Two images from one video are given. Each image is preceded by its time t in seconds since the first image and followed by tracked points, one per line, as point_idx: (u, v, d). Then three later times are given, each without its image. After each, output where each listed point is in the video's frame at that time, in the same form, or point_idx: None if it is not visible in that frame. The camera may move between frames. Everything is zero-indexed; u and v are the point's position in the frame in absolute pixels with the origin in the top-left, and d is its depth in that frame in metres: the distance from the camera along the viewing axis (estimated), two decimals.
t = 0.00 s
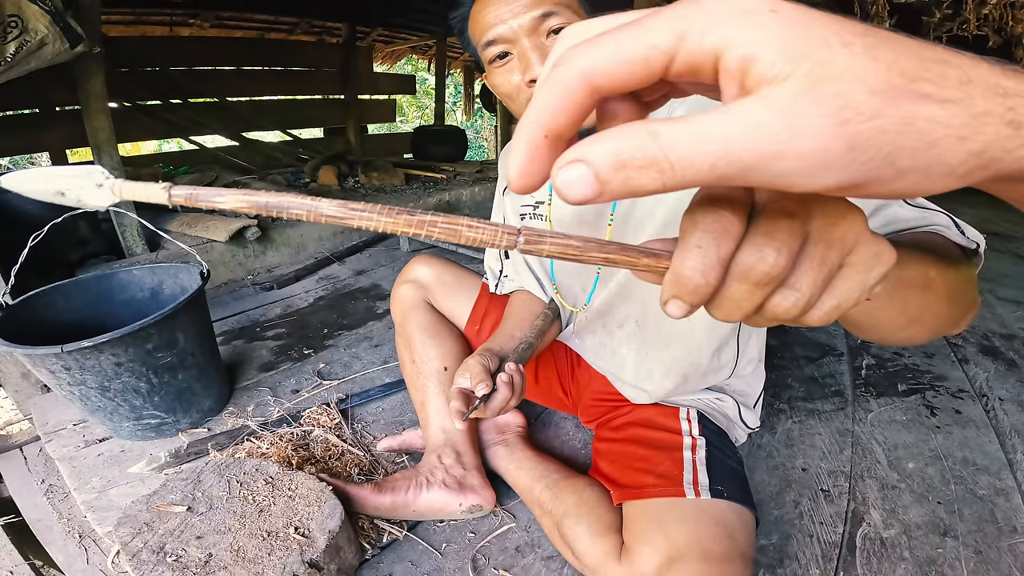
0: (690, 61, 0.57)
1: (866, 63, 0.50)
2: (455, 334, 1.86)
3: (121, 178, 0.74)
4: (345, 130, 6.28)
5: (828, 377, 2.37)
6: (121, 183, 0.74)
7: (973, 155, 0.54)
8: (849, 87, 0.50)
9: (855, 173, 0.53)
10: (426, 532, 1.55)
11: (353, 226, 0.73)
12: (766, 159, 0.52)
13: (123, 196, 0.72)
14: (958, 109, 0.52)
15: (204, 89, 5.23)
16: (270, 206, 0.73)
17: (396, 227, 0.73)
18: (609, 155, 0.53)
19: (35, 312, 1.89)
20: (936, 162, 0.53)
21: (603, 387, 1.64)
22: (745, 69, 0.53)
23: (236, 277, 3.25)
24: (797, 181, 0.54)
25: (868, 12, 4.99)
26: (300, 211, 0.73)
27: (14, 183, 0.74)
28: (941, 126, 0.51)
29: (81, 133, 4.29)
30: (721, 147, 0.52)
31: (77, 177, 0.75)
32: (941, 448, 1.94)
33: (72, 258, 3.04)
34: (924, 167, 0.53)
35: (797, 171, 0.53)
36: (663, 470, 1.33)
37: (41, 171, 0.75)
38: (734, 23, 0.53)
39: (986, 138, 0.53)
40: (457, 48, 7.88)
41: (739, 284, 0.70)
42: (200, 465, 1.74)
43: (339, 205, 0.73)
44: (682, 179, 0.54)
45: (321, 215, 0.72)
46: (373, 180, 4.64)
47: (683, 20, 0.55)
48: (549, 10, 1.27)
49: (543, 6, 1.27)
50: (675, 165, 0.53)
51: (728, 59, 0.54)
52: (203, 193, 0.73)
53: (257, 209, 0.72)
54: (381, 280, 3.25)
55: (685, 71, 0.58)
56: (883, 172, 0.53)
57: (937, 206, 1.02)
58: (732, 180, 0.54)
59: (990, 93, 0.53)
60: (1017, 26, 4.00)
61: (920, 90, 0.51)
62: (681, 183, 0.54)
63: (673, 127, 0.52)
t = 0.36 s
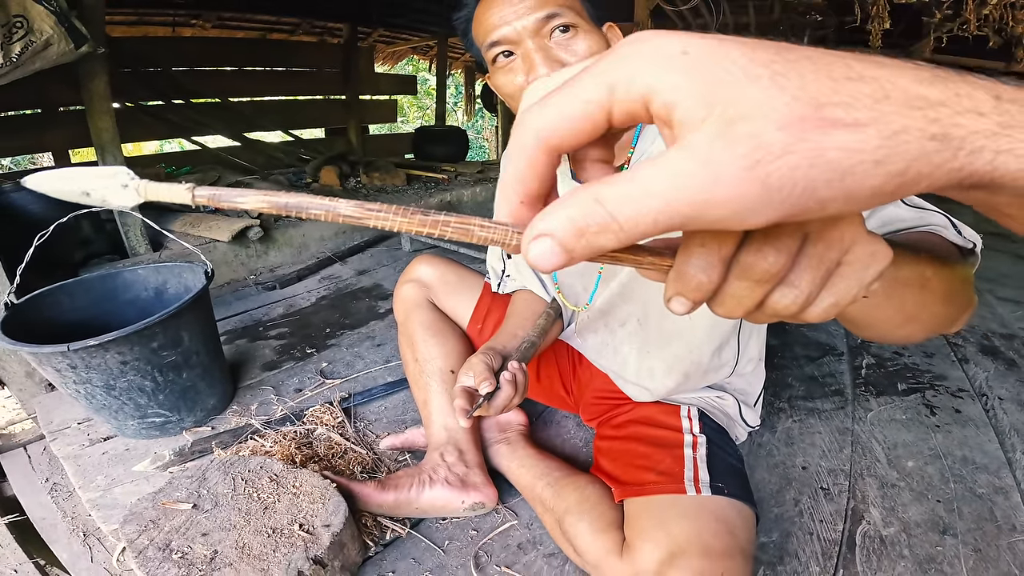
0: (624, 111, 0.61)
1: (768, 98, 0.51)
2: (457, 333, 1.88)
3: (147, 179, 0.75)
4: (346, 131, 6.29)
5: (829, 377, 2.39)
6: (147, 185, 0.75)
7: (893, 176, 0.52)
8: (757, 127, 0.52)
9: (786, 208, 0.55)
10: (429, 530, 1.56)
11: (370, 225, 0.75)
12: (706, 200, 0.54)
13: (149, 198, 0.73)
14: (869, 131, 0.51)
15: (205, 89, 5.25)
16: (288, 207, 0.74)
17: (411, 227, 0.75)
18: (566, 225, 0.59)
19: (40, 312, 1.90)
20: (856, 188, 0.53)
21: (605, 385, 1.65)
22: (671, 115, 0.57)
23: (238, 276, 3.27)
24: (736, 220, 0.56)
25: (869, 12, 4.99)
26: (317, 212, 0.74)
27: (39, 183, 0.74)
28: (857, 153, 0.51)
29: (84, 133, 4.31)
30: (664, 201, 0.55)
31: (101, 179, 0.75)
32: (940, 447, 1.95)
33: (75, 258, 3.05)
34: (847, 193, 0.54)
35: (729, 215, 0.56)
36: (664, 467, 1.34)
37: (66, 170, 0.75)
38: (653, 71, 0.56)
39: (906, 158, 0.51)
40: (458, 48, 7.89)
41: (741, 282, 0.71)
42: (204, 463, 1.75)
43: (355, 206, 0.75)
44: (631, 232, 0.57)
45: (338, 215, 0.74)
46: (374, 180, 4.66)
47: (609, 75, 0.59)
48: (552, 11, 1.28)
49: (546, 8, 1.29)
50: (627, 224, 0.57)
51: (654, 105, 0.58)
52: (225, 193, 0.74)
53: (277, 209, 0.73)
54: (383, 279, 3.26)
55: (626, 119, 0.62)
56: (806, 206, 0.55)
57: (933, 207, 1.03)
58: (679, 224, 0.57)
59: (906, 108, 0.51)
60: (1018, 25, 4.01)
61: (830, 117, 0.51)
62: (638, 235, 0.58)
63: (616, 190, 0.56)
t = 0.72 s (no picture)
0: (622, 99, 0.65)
1: (755, 60, 0.56)
2: (459, 333, 1.89)
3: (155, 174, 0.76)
4: (347, 131, 6.30)
5: (828, 376, 2.39)
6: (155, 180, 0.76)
7: (895, 125, 0.55)
8: (747, 84, 0.56)
9: (787, 156, 0.58)
10: (430, 528, 1.57)
11: (379, 222, 0.76)
12: (695, 158, 0.57)
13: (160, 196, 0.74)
14: (856, 86, 0.56)
15: (206, 89, 5.26)
16: (297, 203, 0.75)
17: (418, 224, 0.76)
18: (571, 178, 0.61)
19: (44, 311, 1.91)
20: (862, 136, 0.56)
21: (606, 383, 1.66)
22: (668, 90, 0.61)
23: (240, 276, 3.28)
24: (733, 174, 0.59)
25: (870, 13, 4.99)
26: (327, 208, 0.75)
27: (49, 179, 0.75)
28: (851, 103, 0.55)
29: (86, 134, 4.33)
30: (658, 161, 0.58)
31: (110, 175, 0.76)
32: (940, 446, 1.96)
33: (78, 257, 3.07)
34: (854, 139, 0.56)
35: (726, 164, 0.58)
36: (664, 465, 1.35)
37: (74, 167, 0.76)
38: (643, 58, 0.61)
39: (902, 108, 0.55)
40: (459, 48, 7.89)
41: (742, 279, 0.72)
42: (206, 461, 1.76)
43: (364, 202, 0.76)
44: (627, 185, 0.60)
45: (347, 211, 0.75)
46: (375, 181, 4.67)
47: (605, 67, 0.64)
48: (553, 13, 1.30)
49: (548, 9, 1.30)
50: (624, 182, 0.60)
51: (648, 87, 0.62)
52: (235, 190, 0.75)
53: (286, 206, 0.74)
54: (384, 279, 3.27)
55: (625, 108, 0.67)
56: (809, 156, 0.57)
57: (931, 207, 1.05)
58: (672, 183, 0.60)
59: (890, 67, 0.57)
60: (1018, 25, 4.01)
61: (816, 74, 0.56)
62: (633, 197, 0.61)
63: (615, 148, 0.59)
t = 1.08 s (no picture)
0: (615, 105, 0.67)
1: (737, 54, 0.57)
2: (464, 333, 1.89)
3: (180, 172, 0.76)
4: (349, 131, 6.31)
5: (832, 376, 2.39)
6: (179, 178, 0.76)
7: (877, 115, 0.55)
8: (726, 74, 0.57)
9: (765, 147, 0.58)
10: (436, 528, 1.58)
11: (402, 220, 0.76)
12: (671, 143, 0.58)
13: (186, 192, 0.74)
14: (836, 77, 0.56)
15: (208, 89, 5.27)
16: (321, 201, 0.75)
17: (443, 222, 0.76)
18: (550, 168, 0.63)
19: (49, 311, 1.92)
20: (841, 126, 0.56)
21: (612, 383, 1.66)
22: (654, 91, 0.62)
23: (243, 276, 3.28)
24: (712, 163, 0.59)
25: (870, 13, 4.99)
26: (351, 206, 0.75)
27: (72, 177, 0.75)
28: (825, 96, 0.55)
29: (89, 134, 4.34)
30: (631, 150, 0.59)
31: (133, 174, 0.77)
32: (944, 445, 1.96)
33: (81, 258, 3.07)
34: (831, 131, 0.56)
35: (702, 149, 0.58)
36: (671, 464, 1.35)
37: (100, 165, 0.76)
38: (629, 65, 0.62)
39: (880, 101, 0.55)
40: (460, 48, 7.89)
41: (759, 279, 0.72)
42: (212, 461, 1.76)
43: (388, 200, 0.76)
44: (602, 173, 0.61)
45: (372, 210, 0.75)
46: (377, 181, 4.67)
47: (598, 76, 0.66)
48: (562, 13, 1.30)
49: (556, 10, 1.31)
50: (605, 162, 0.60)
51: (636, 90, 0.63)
52: (261, 188, 0.76)
53: (312, 205, 0.74)
54: (387, 279, 3.27)
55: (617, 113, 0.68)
56: (788, 144, 0.57)
57: (937, 207, 1.04)
58: (648, 172, 0.61)
59: (870, 62, 0.57)
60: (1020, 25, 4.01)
61: (796, 68, 0.57)
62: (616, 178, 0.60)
63: (591, 137, 0.61)
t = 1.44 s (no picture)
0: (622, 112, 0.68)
1: (739, 62, 0.59)
2: (465, 333, 1.89)
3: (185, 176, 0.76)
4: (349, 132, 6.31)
5: (832, 376, 2.39)
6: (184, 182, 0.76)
7: (885, 110, 0.57)
8: (731, 83, 0.58)
9: (783, 151, 0.59)
10: (436, 528, 1.57)
11: (407, 223, 0.76)
12: (689, 160, 0.59)
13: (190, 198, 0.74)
14: (842, 76, 0.57)
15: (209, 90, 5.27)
16: (328, 204, 0.76)
17: (447, 225, 0.76)
18: (574, 196, 0.61)
19: (50, 311, 1.92)
20: (854, 125, 0.57)
21: (613, 383, 1.66)
22: (658, 99, 0.63)
23: (244, 277, 3.28)
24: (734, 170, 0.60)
25: (870, 13, 4.99)
26: (356, 209, 0.76)
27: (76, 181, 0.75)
28: (840, 93, 0.57)
29: (89, 134, 4.34)
30: (655, 166, 0.59)
31: (138, 178, 0.77)
32: (945, 445, 1.95)
33: (82, 258, 3.07)
34: (843, 129, 0.58)
35: (725, 160, 0.59)
36: (672, 464, 1.35)
37: (104, 169, 0.76)
38: (633, 70, 0.63)
39: (888, 96, 0.57)
40: (460, 49, 7.89)
41: (764, 279, 0.72)
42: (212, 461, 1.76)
43: (392, 203, 0.76)
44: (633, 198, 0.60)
45: (377, 213, 0.75)
46: (378, 181, 4.67)
47: (602, 81, 0.68)
48: (562, 13, 1.30)
49: (557, 10, 1.31)
50: (626, 191, 0.60)
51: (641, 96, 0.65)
52: (266, 191, 0.76)
53: (317, 208, 0.74)
54: (388, 279, 3.27)
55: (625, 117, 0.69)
56: (805, 148, 0.59)
57: (939, 207, 1.04)
58: (673, 188, 0.61)
59: (870, 59, 0.59)
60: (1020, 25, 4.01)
61: (798, 70, 0.58)
62: (639, 205, 0.61)
63: (610, 162, 0.61)
